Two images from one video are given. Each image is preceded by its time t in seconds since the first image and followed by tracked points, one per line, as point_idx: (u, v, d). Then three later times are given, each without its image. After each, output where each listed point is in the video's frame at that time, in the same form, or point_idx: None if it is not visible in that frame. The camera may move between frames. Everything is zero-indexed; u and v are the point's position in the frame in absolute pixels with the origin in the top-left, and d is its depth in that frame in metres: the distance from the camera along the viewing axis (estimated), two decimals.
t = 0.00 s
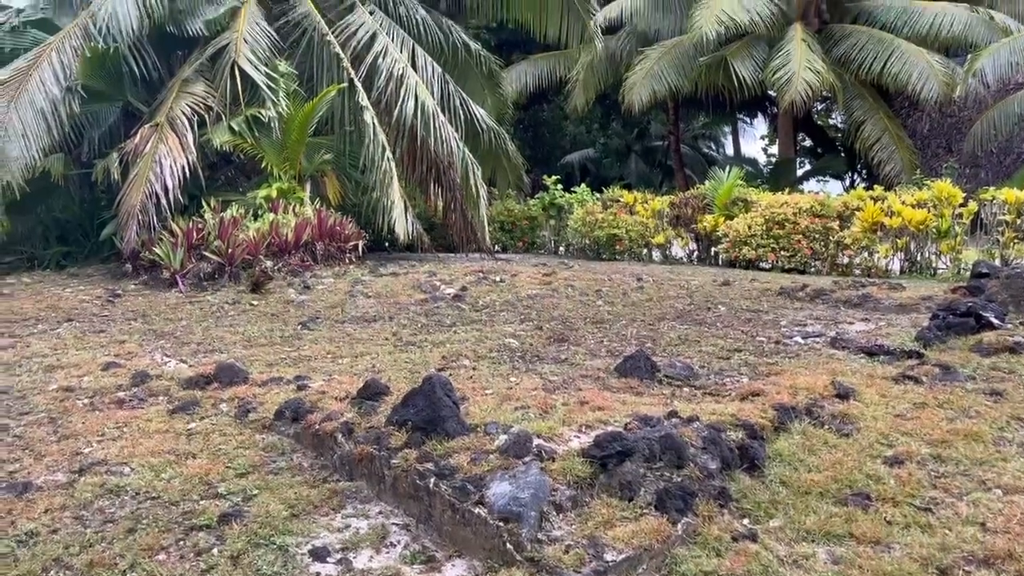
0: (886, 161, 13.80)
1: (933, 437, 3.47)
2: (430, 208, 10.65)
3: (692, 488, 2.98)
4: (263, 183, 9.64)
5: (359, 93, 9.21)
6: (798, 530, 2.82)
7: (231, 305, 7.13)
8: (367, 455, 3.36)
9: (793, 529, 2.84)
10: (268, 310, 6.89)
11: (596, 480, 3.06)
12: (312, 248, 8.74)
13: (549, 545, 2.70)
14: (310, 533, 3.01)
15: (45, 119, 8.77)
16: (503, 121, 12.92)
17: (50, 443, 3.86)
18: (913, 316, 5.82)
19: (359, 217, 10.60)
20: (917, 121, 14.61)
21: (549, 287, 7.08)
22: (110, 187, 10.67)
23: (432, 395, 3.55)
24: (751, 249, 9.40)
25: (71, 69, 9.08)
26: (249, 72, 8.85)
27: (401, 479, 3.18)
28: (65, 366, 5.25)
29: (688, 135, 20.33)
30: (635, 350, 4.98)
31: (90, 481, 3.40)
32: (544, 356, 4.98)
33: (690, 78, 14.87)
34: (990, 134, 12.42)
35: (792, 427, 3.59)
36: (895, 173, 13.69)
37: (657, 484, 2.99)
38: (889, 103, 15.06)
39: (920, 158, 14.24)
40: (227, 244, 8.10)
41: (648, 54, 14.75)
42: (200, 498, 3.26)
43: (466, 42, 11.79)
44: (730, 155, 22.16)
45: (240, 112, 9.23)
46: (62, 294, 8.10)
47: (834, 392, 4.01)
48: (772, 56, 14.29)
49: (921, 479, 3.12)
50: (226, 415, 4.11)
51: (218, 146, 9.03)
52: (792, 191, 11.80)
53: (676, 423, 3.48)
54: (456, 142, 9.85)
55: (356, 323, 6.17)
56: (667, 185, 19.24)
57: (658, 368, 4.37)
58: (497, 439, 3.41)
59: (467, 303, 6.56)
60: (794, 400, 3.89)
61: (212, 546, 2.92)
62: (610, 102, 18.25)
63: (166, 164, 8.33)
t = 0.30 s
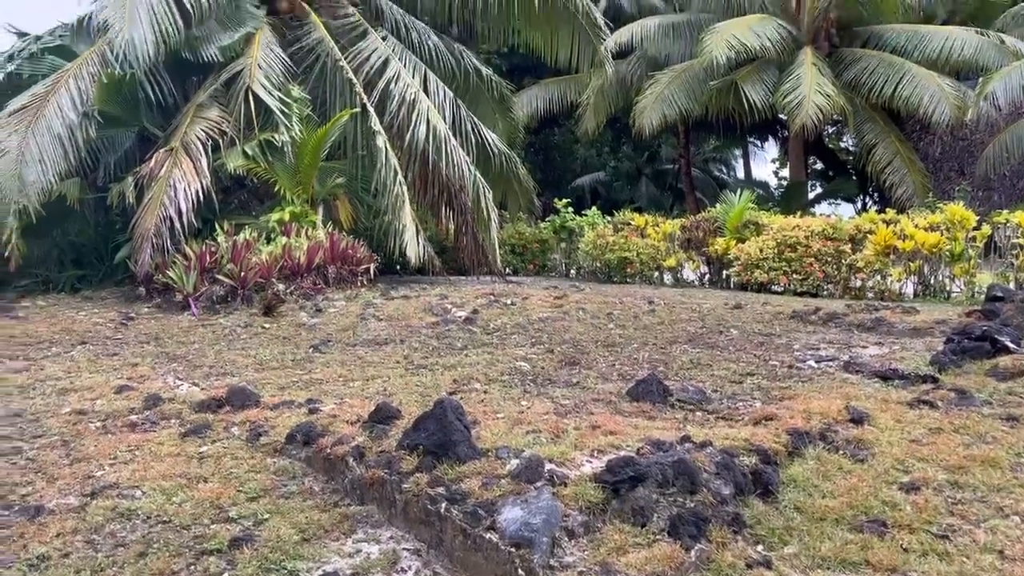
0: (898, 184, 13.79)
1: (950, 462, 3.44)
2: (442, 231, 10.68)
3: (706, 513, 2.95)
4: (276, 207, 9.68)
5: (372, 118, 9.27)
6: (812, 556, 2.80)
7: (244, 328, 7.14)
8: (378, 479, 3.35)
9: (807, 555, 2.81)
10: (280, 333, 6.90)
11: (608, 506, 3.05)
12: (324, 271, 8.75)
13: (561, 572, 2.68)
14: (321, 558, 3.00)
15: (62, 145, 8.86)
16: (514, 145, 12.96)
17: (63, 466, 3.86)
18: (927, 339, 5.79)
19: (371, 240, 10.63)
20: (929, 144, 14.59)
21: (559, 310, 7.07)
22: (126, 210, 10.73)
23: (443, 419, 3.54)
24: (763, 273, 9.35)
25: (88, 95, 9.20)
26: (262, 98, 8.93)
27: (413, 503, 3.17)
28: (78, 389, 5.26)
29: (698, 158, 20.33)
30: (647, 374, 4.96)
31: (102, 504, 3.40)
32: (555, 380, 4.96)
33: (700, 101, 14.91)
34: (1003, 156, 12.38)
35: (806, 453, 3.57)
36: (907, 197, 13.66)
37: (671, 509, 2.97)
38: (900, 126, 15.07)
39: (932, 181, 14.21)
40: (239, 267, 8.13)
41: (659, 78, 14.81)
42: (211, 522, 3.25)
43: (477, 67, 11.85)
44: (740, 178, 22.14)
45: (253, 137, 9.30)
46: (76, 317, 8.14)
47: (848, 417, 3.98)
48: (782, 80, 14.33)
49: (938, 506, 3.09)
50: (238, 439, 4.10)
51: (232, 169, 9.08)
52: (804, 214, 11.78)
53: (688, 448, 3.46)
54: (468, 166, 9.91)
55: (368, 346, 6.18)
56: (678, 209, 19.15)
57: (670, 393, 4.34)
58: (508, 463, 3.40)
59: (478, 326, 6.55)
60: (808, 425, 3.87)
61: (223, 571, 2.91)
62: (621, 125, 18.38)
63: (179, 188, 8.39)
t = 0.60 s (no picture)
0: (914, 212, 13.74)
1: (972, 494, 3.40)
2: (456, 258, 10.71)
3: (723, 545, 2.92)
4: (292, 234, 9.72)
5: (387, 145, 9.33)
6: None
7: (259, 355, 7.16)
8: (393, 509, 3.34)
9: None
10: (295, 359, 6.90)
11: (625, 537, 3.02)
12: (339, 297, 8.76)
13: None
14: None
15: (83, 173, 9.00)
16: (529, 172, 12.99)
17: (78, 493, 3.87)
18: (946, 368, 5.73)
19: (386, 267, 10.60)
20: (946, 170, 14.55)
21: (574, 337, 7.04)
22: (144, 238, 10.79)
23: (458, 447, 3.53)
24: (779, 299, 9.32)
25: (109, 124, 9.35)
26: (280, 126, 9.01)
27: (428, 533, 3.15)
28: (95, 416, 5.27)
29: (712, 184, 20.31)
30: (662, 402, 4.92)
31: (117, 532, 3.40)
32: (570, 408, 4.94)
33: (715, 129, 14.96)
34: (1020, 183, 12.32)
35: (825, 483, 3.53)
36: (923, 224, 13.60)
37: (688, 541, 2.94)
38: (915, 153, 15.05)
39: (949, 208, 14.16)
40: (255, 293, 8.15)
41: (673, 105, 14.86)
42: (225, 551, 3.24)
43: (492, 95, 11.92)
44: (755, 204, 22.10)
45: (270, 165, 9.37)
46: (94, 343, 8.21)
47: (867, 447, 3.94)
48: (796, 107, 14.34)
49: (960, 538, 3.04)
50: (253, 467, 4.09)
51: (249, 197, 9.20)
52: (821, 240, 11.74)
53: (705, 478, 3.44)
54: (483, 194, 9.95)
55: (382, 373, 6.17)
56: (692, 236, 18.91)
57: (686, 421, 4.31)
58: (524, 493, 3.39)
59: (493, 353, 6.53)
60: (826, 455, 3.83)
61: None
62: (635, 151, 18.55)
63: (197, 215, 8.46)
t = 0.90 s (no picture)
0: (933, 241, 13.65)
1: (998, 531, 3.35)
2: (473, 287, 10.74)
3: None
4: (310, 263, 9.76)
5: (405, 175, 9.39)
6: None
7: (277, 385, 7.17)
8: (410, 542, 3.31)
9: None
10: (312, 389, 6.91)
11: (645, 572, 2.98)
12: (356, 326, 8.82)
13: None
14: None
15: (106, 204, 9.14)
16: (545, 202, 13.03)
17: (96, 524, 3.86)
18: (970, 401, 5.67)
19: (404, 295, 10.59)
20: (964, 200, 14.44)
21: (591, 367, 7.01)
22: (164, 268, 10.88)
23: (476, 480, 3.52)
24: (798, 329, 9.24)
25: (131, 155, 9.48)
26: (300, 157, 9.10)
27: (445, 566, 3.11)
28: (113, 446, 5.28)
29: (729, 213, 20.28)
30: (682, 435, 4.88)
31: (134, 565, 3.39)
32: (589, 440, 4.91)
33: (732, 158, 14.98)
34: None
35: (848, 518, 3.48)
36: (943, 254, 13.51)
37: None
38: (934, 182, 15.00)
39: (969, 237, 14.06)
40: (273, 323, 8.18)
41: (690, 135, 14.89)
42: None
43: (509, 126, 11.98)
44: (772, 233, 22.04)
45: (290, 195, 9.43)
46: (113, 372, 8.25)
47: (890, 482, 3.90)
48: (813, 136, 14.34)
49: None
50: (271, 498, 4.08)
51: (268, 228, 9.27)
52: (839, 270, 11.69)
53: (726, 513, 3.41)
54: (499, 223, 9.98)
55: (400, 403, 6.16)
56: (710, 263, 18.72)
57: (706, 454, 4.28)
58: (542, 528, 3.37)
59: (510, 383, 6.50)
60: (849, 490, 3.79)
61: None
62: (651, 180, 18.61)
63: (217, 245, 8.51)
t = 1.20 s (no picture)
0: (956, 270, 13.55)
1: None
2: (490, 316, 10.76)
3: None
4: (330, 292, 9.79)
5: (425, 206, 9.44)
6: None
7: (296, 414, 7.16)
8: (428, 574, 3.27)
9: None
10: (331, 419, 6.90)
11: None
12: (375, 355, 8.82)
13: None
14: None
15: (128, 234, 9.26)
16: (563, 231, 13.07)
17: (115, 554, 3.86)
18: (995, 434, 5.60)
19: (422, 325, 10.51)
20: (987, 229, 14.49)
21: (610, 398, 6.97)
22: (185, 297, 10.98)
23: (495, 513, 3.50)
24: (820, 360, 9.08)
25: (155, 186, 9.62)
26: (320, 187, 9.16)
27: None
28: (133, 475, 5.29)
29: (748, 242, 20.25)
30: (703, 468, 4.84)
31: None
32: (608, 472, 4.88)
33: (751, 188, 14.99)
34: None
35: (874, 553, 3.43)
36: (966, 284, 13.39)
37: None
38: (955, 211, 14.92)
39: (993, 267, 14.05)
40: (292, 352, 8.19)
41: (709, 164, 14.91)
42: None
43: (527, 156, 12.04)
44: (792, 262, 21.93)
45: (310, 225, 9.50)
46: (134, 401, 8.28)
47: (916, 517, 3.84)
48: (833, 165, 14.31)
49: None
50: (289, 530, 4.06)
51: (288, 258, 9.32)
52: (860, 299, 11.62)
53: (749, 548, 3.37)
54: (518, 253, 10.01)
55: (418, 434, 6.14)
56: (729, 292, 18.71)
57: (727, 487, 4.24)
58: (562, 563, 3.34)
59: (529, 414, 6.47)
60: (874, 525, 3.73)
61: None
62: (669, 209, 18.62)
63: (238, 274, 8.57)
